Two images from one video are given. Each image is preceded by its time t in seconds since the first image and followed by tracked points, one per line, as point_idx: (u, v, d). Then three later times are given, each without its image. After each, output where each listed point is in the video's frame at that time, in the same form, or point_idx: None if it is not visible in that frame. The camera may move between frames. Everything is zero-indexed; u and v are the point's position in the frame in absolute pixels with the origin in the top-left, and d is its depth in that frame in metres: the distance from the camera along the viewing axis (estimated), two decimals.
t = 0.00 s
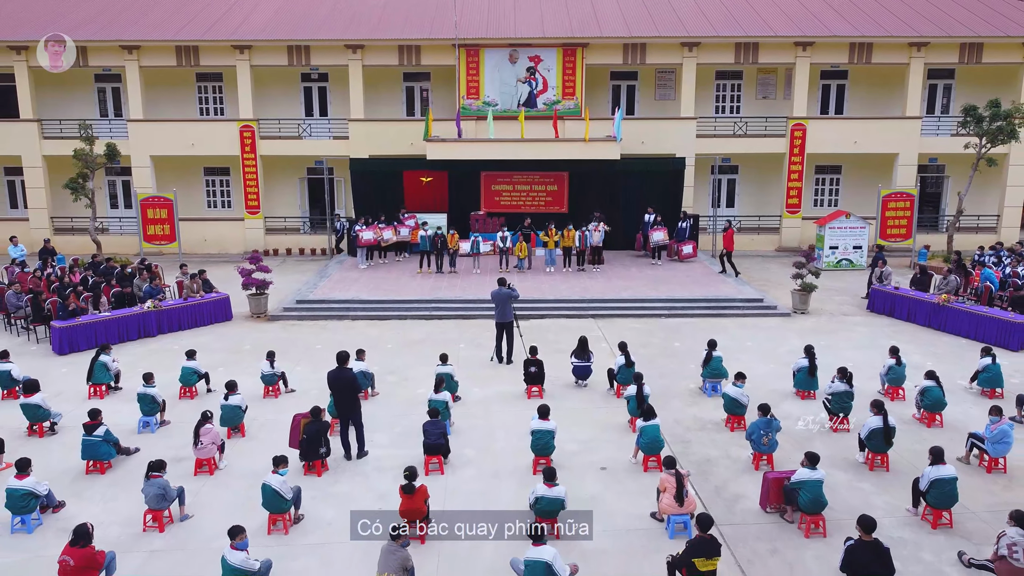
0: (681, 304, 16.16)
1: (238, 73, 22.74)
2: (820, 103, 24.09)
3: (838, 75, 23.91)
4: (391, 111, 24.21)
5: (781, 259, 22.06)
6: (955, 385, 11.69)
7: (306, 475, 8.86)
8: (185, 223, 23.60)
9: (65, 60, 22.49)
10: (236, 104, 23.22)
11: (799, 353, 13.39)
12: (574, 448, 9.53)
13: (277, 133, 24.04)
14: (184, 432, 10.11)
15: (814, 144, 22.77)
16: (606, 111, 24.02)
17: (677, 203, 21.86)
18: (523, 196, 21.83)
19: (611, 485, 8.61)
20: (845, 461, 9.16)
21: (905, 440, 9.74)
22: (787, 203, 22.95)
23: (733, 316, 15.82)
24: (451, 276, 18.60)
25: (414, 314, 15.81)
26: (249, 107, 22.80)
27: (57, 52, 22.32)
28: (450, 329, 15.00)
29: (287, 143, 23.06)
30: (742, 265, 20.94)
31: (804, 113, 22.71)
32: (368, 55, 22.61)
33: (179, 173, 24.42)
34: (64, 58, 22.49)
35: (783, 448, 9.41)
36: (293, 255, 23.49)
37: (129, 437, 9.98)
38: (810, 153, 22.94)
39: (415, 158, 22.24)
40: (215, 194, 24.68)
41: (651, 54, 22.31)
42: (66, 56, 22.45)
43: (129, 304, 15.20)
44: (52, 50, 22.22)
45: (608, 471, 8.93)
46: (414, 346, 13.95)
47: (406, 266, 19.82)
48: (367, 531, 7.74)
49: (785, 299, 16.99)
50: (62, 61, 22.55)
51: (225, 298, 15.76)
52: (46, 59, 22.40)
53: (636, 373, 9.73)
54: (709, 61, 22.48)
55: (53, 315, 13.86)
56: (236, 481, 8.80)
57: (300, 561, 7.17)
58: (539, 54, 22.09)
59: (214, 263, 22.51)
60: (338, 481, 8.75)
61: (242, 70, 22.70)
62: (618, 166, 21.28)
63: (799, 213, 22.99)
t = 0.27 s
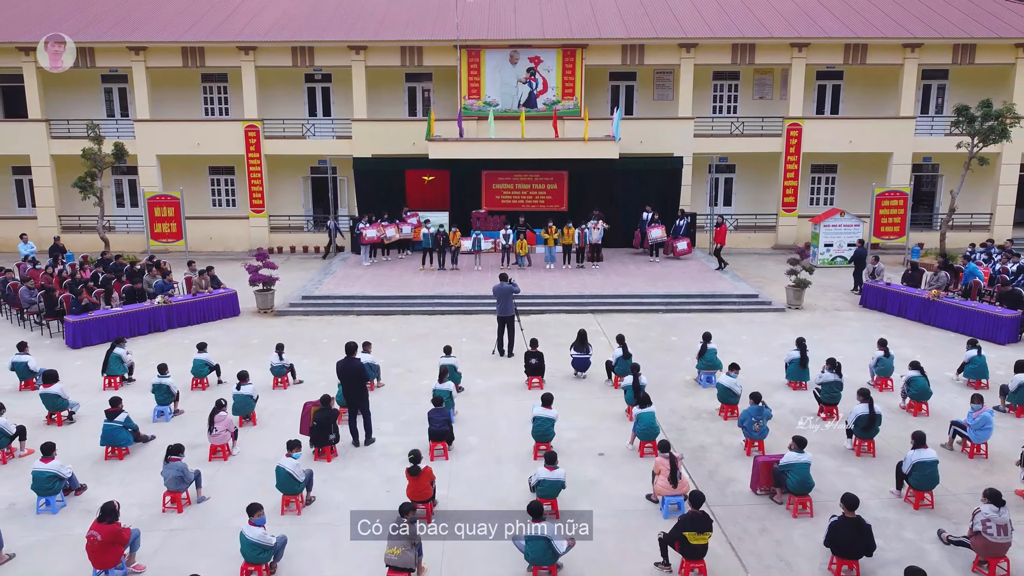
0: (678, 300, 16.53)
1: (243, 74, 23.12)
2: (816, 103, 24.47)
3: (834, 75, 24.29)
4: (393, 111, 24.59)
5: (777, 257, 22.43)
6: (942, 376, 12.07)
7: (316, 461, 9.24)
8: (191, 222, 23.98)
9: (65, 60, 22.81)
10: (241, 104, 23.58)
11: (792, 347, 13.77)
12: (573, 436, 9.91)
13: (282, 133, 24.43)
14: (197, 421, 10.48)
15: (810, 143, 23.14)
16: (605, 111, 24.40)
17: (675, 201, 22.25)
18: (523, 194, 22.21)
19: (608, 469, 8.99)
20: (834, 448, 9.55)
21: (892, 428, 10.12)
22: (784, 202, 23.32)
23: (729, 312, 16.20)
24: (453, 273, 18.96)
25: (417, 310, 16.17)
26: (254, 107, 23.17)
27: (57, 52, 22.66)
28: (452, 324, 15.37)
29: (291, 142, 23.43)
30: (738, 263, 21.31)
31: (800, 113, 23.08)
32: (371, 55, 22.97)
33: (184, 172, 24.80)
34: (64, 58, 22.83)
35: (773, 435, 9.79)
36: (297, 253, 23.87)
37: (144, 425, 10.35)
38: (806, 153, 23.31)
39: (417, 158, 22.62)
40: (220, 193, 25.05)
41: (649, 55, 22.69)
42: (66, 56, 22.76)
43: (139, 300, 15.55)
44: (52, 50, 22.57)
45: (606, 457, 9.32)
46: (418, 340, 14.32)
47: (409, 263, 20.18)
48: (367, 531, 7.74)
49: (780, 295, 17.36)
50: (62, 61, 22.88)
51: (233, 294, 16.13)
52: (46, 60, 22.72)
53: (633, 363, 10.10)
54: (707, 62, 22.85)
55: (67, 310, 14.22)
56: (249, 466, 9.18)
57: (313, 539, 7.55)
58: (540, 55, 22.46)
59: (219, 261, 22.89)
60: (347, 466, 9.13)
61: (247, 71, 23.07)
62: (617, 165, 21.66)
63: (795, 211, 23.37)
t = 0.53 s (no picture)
0: (675, 296, 16.91)
1: (248, 74, 23.48)
2: (812, 103, 24.85)
3: (829, 76, 24.67)
4: (395, 111, 24.95)
5: (774, 255, 22.80)
6: (930, 369, 12.44)
7: (325, 447, 9.61)
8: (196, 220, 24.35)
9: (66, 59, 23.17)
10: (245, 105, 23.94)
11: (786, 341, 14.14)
12: (573, 424, 10.28)
13: (286, 133, 24.80)
14: (210, 411, 10.86)
15: (806, 143, 23.50)
16: (604, 111, 24.78)
17: (673, 200, 22.63)
18: (524, 193, 22.58)
19: (606, 455, 9.36)
20: (823, 435, 9.92)
21: (880, 417, 10.49)
22: (780, 200, 23.69)
23: (725, 307, 16.57)
24: (455, 270, 19.33)
25: (420, 306, 16.54)
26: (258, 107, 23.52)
27: (57, 52, 23.06)
28: (454, 319, 15.75)
29: (295, 142, 23.80)
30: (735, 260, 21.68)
31: (796, 113, 23.44)
32: (374, 56, 23.33)
33: (189, 171, 25.18)
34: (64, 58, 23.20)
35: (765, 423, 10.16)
36: (301, 251, 24.24)
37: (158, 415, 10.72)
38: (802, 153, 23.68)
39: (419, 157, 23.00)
40: (224, 192, 25.42)
41: (648, 56, 23.06)
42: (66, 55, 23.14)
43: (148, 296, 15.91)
44: (52, 50, 22.99)
45: (604, 444, 9.69)
46: (421, 334, 14.69)
47: (411, 261, 20.56)
48: (367, 531, 7.75)
49: (775, 291, 17.73)
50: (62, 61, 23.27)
51: (239, 290, 16.50)
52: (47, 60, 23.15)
53: (630, 354, 10.46)
54: (704, 63, 23.21)
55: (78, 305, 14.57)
56: (261, 452, 9.55)
57: (324, 520, 7.92)
58: (540, 56, 22.82)
59: (225, 259, 23.26)
60: (355, 453, 9.50)
61: (252, 71, 23.44)
62: (616, 164, 22.03)
63: (791, 210, 23.74)
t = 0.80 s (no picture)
0: (672, 292, 17.26)
1: (252, 75, 23.85)
2: (808, 104, 25.22)
3: (825, 77, 25.04)
4: (397, 111, 25.30)
5: (770, 253, 23.16)
6: (919, 362, 12.81)
7: (333, 436, 9.97)
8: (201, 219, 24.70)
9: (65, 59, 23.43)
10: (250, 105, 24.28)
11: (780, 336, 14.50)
12: (572, 414, 10.65)
13: (289, 133, 25.16)
14: (221, 402, 11.22)
15: (802, 143, 23.86)
16: (603, 111, 25.15)
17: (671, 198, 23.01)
18: (524, 191, 22.95)
19: (604, 443, 9.73)
20: (814, 425, 10.29)
21: (869, 407, 10.86)
22: (776, 199, 24.05)
23: (721, 303, 16.94)
24: (457, 268, 19.69)
25: (423, 302, 16.91)
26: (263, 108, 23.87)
27: (57, 51, 23.29)
28: (456, 315, 16.11)
29: (299, 141, 24.17)
30: (732, 258, 22.05)
31: (793, 113, 23.80)
32: (376, 57, 23.68)
33: (194, 170, 25.53)
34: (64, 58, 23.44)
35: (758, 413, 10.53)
36: (304, 249, 24.60)
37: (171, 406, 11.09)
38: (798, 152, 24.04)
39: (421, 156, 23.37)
40: (228, 191, 25.78)
41: (646, 57, 23.42)
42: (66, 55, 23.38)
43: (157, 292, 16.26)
44: (51, 50, 23.21)
45: (602, 432, 10.06)
46: (424, 329, 15.05)
47: (412, 258, 20.93)
48: (367, 531, 7.78)
49: (770, 288, 18.09)
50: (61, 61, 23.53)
51: (246, 286, 16.86)
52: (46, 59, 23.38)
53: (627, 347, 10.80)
54: (702, 64, 23.56)
55: (89, 301, 14.92)
56: (271, 441, 9.91)
57: (334, 503, 8.30)
58: (540, 57, 23.18)
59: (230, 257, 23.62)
60: (363, 441, 9.87)
61: (256, 72, 23.80)
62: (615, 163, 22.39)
63: (787, 208, 24.11)
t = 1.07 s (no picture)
0: (669, 290, 17.62)
1: (256, 76, 24.20)
2: (804, 105, 25.58)
3: (821, 78, 25.41)
4: (399, 111, 25.66)
5: (766, 251, 23.51)
6: (909, 356, 13.18)
7: (340, 426, 10.34)
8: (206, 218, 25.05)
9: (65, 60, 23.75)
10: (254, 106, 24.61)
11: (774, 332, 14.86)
12: (571, 406, 11.01)
13: (293, 133, 25.52)
14: (231, 394, 11.58)
15: (798, 143, 24.20)
16: (602, 112, 25.50)
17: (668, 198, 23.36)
18: (524, 191, 23.31)
19: (602, 433, 10.09)
20: (804, 416, 10.65)
21: (858, 400, 11.22)
22: (773, 199, 24.40)
23: (717, 300, 17.29)
24: (458, 266, 20.05)
25: (425, 299, 17.26)
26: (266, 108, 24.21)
27: (57, 52, 23.66)
28: (458, 312, 16.48)
29: (302, 142, 24.52)
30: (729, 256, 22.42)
31: (789, 114, 24.15)
32: (379, 59, 24.03)
33: (199, 170, 25.88)
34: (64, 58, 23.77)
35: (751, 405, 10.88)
36: (307, 248, 24.95)
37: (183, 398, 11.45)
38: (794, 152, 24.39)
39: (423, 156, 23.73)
40: (232, 190, 26.13)
41: (644, 59, 23.75)
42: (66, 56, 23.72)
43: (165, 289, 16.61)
44: (52, 50, 23.59)
45: (600, 423, 10.42)
46: (426, 326, 15.40)
47: (414, 256, 21.29)
48: (367, 531, 7.84)
49: (765, 286, 18.46)
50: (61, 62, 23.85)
51: (252, 284, 17.21)
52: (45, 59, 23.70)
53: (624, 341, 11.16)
54: (699, 66, 23.89)
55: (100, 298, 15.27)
56: (281, 432, 10.27)
57: (343, 489, 8.66)
58: (539, 58, 23.50)
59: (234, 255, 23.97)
60: (369, 431, 10.24)
61: (260, 73, 24.16)
62: (614, 163, 22.73)
63: (783, 208, 24.46)
